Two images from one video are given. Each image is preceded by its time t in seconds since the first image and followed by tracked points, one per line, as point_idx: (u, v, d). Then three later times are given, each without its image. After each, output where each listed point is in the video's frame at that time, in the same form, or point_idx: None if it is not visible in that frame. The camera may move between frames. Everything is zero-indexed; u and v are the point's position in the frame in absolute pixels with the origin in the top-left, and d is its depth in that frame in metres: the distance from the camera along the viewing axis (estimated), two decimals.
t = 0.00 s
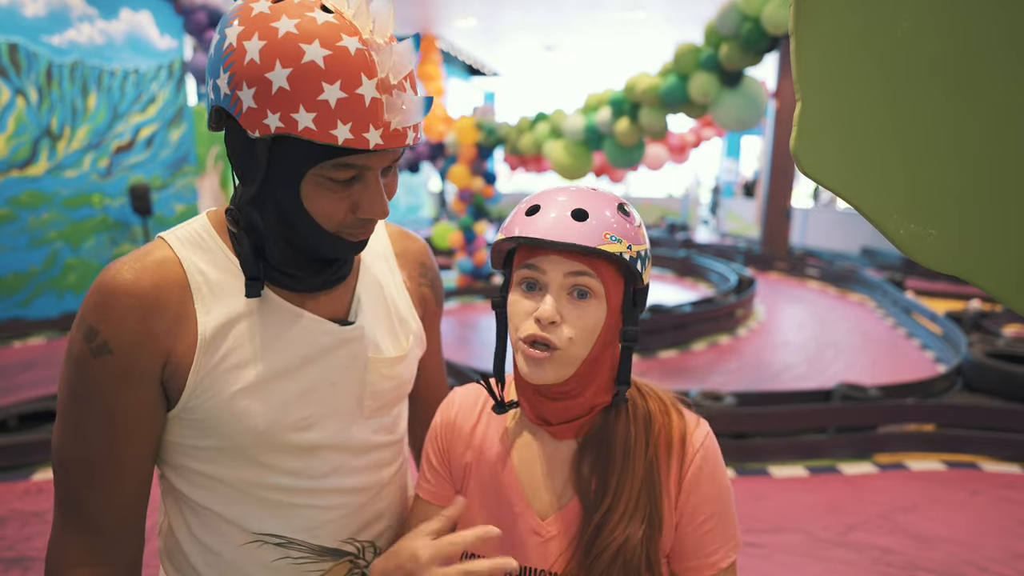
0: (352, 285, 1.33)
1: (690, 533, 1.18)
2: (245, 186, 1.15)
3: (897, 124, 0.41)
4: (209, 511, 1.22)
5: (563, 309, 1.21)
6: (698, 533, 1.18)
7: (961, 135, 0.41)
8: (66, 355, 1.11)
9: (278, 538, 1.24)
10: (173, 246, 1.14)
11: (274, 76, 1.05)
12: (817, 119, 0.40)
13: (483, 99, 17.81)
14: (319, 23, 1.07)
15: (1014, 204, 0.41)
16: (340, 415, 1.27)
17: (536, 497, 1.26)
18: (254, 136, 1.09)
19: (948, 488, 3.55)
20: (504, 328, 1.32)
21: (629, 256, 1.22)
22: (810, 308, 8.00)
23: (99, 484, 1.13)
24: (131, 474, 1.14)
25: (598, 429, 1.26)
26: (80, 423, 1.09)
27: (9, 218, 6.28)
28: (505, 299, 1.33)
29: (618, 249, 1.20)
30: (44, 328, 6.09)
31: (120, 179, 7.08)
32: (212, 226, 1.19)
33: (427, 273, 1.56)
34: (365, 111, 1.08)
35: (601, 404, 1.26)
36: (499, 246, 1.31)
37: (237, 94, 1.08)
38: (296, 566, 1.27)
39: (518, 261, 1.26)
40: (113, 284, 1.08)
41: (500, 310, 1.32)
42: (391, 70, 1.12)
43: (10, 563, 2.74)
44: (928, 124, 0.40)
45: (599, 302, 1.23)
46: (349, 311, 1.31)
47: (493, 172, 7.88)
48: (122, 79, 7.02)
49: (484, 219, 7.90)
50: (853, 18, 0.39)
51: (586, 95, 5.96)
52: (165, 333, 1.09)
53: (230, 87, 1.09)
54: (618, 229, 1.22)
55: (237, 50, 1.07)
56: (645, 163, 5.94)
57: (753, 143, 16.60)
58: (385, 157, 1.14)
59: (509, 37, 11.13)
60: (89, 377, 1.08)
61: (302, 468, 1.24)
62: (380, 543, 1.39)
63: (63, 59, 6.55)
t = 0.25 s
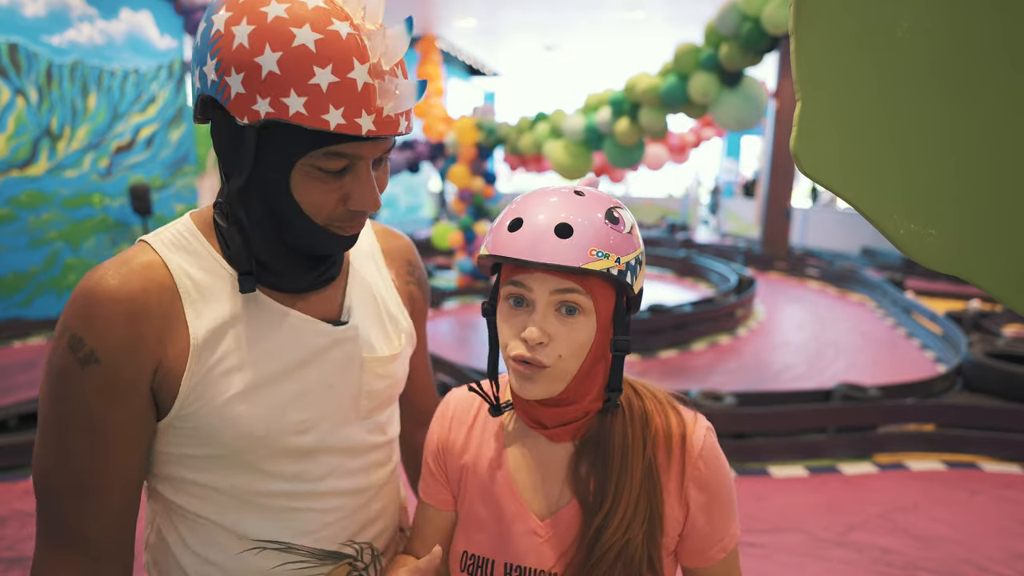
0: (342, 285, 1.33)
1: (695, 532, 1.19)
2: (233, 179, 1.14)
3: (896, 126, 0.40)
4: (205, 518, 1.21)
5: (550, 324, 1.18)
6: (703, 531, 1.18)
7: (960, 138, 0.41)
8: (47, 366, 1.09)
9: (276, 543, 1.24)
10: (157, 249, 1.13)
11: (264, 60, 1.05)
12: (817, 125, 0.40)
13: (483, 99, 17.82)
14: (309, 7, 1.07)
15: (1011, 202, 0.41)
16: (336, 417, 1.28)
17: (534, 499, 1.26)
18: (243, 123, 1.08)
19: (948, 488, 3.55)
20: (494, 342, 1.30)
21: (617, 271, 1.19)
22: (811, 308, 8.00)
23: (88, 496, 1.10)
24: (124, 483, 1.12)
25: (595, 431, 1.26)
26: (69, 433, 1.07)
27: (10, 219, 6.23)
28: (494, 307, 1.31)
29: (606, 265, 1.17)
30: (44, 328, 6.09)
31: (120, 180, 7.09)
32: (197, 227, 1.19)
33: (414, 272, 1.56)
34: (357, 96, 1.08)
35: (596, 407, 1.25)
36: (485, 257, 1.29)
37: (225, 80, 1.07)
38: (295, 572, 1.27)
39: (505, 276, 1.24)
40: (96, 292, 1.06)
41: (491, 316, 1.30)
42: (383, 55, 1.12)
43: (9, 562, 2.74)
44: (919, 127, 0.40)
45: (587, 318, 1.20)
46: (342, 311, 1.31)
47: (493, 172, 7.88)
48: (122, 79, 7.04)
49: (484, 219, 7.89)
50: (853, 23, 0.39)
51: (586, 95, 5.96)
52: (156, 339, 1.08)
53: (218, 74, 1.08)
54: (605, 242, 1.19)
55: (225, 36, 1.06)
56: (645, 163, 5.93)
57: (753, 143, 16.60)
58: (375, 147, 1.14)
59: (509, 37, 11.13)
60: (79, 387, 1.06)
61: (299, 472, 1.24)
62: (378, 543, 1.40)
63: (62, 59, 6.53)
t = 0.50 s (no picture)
0: (336, 286, 1.33)
1: (697, 535, 1.18)
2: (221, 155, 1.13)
3: (896, 126, 0.41)
4: (202, 522, 1.20)
5: (548, 329, 1.18)
6: (704, 534, 1.17)
7: (960, 134, 0.40)
8: (35, 370, 1.07)
9: (275, 545, 1.23)
10: (146, 248, 1.12)
11: (258, 27, 1.05)
12: (816, 126, 0.40)
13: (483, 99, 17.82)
14: None
15: (1011, 199, 0.41)
16: (332, 416, 1.28)
17: (536, 503, 1.26)
18: (228, 88, 1.07)
19: (948, 488, 3.55)
20: (493, 347, 1.30)
21: (615, 273, 1.19)
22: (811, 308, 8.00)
23: (86, 501, 1.08)
24: (117, 487, 1.10)
25: (595, 435, 1.26)
26: (62, 437, 1.05)
27: (9, 218, 6.21)
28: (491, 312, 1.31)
29: (603, 268, 1.17)
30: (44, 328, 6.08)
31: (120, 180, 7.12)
32: (187, 226, 1.18)
33: (404, 270, 1.57)
34: (343, 67, 1.05)
35: (598, 409, 1.25)
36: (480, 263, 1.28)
37: (223, 48, 1.08)
38: (294, 573, 1.27)
39: (501, 281, 1.24)
40: (87, 295, 1.05)
41: (487, 322, 1.29)
42: (376, 37, 1.10)
43: (9, 562, 2.73)
44: (917, 124, 0.40)
45: (585, 320, 1.20)
46: (336, 313, 1.31)
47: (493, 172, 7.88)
48: (122, 79, 7.07)
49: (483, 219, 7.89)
50: (849, 24, 0.39)
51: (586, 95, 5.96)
52: (151, 342, 1.07)
53: (218, 47, 1.10)
54: (600, 244, 1.19)
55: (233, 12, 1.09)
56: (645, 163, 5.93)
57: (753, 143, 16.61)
58: (363, 133, 1.10)
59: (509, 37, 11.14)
60: (69, 391, 1.05)
61: (295, 473, 1.23)
62: (374, 542, 1.41)
63: (62, 59, 6.52)
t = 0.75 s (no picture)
0: (341, 287, 1.34)
1: (701, 550, 1.16)
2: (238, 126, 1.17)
3: (893, 126, 0.40)
4: (197, 525, 1.19)
5: (550, 320, 1.18)
6: (709, 549, 1.16)
7: (958, 135, 0.41)
8: (35, 361, 1.05)
9: (269, 547, 1.23)
10: (154, 240, 1.11)
11: None
12: (816, 125, 0.40)
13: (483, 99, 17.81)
14: None
15: (1013, 199, 0.41)
16: (329, 419, 1.28)
17: (533, 509, 1.26)
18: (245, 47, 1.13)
19: (948, 488, 3.55)
20: (493, 344, 1.30)
21: (618, 266, 1.19)
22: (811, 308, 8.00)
23: (84, 503, 1.08)
24: (115, 487, 1.10)
25: (595, 441, 1.25)
26: (62, 436, 1.04)
27: (9, 219, 6.23)
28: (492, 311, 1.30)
29: (607, 259, 1.17)
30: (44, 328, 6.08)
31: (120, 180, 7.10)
32: (197, 223, 1.18)
33: (406, 276, 1.57)
34: (349, 14, 1.10)
35: (598, 414, 1.25)
36: (482, 257, 1.28)
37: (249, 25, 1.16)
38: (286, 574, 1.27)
39: (504, 273, 1.23)
40: (93, 287, 1.04)
41: (488, 321, 1.30)
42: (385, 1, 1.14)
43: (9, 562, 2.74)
44: (917, 126, 0.40)
45: (588, 315, 1.19)
46: (339, 315, 1.32)
47: (493, 171, 7.88)
48: (122, 79, 7.05)
49: (484, 219, 7.89)
50: (850, 23, 0.39)
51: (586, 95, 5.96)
52: (155, 339, 1.06)
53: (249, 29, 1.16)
54: (603, 236, 1.20)
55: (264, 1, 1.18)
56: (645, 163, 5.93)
57: (752, 143, 16.61)
58: (367, 86, 1.12)
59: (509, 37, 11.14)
60: (73, 386, 1.03)
61: (293, 474, 1.23)
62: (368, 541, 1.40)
63: (62, 59, 6.53)
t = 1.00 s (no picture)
0: (348, 290, 1.34)
1: (703, 547, 1.17)
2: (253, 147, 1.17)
3: (893, 125, 0.40)
4: (199, 516, 1.19)
5: (550, 327, 1.18)
6: (710, 546, 1.16)
7: (958, 134, 0.40)
8: (51, 351, 1.04)
9: (270, 540, 1.23)
10: (172, 238, 1.11)
11: (308, 32, 1.13)
12: (816, 125, 0.40)
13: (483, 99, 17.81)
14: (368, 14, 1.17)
15: (1011, 199, 0.41)
16: (334, 416, 1.28)
17: (533, 511, 1.26)
18: (267, 80, 1.14)
19: (948, 488, 3.55)
20: (491, 347, 1.29)
21: (619, 272, 1.19)
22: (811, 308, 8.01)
23: (92, 493, 1.08)
24: (122, 480, 1.10)
25: (593, 444, 1.24)
26: (67, 430, 1.03)
27: (9, 218, 6.24)
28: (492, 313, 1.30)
29: (607, 265, 1.17)
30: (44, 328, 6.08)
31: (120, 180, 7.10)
32: (212, 221, 1.18)
33: (412, 281, 1.57)
34: (369, 73, 1.10)
35: (598, 417, 1.24)
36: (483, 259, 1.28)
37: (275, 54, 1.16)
38: (286, 568, 1.27)
39: (504, 277, 1.23)
40: (111, 279, 1.04)
41: (487, 324, 1.30)
42: (408, 54, 1.13)
43: (9, 562, 2.74)
44: (917, 126, 0.40)
45: (588, 321, 1.19)
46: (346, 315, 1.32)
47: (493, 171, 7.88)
48: (122, 78, 7.05)
49: (484, 219, 7.90)
50: (850, 23, 0.39)
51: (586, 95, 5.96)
52: (171, 332, 1.06)
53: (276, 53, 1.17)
54: (605, 242, 1.19)
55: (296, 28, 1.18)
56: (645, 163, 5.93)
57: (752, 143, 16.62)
58: (378, 145, 1.12)
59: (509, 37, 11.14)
60: (87, 376, 1.02)
61: (297, 470, 1.23)
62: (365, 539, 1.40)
63: (62, 59, 6.53)
